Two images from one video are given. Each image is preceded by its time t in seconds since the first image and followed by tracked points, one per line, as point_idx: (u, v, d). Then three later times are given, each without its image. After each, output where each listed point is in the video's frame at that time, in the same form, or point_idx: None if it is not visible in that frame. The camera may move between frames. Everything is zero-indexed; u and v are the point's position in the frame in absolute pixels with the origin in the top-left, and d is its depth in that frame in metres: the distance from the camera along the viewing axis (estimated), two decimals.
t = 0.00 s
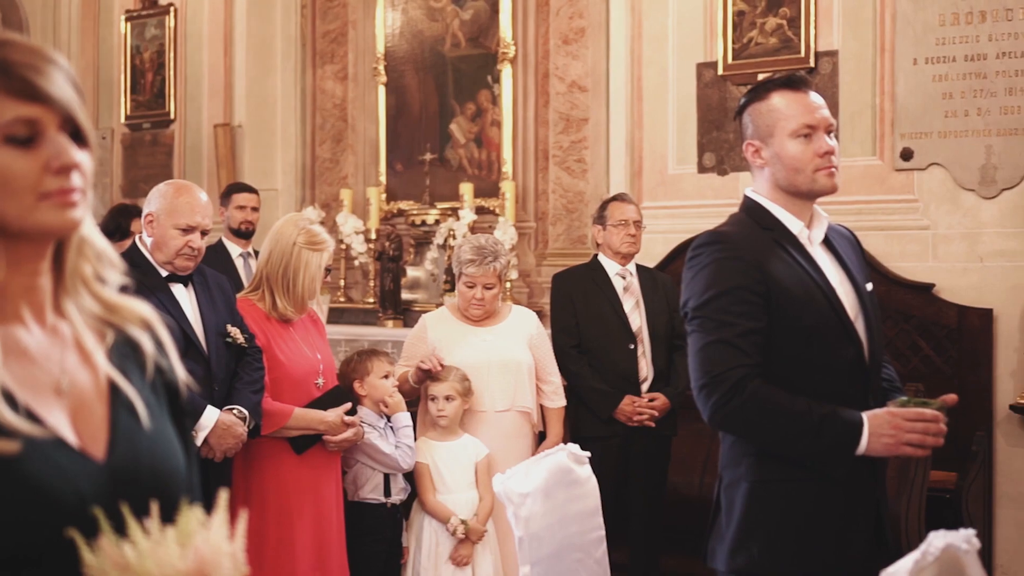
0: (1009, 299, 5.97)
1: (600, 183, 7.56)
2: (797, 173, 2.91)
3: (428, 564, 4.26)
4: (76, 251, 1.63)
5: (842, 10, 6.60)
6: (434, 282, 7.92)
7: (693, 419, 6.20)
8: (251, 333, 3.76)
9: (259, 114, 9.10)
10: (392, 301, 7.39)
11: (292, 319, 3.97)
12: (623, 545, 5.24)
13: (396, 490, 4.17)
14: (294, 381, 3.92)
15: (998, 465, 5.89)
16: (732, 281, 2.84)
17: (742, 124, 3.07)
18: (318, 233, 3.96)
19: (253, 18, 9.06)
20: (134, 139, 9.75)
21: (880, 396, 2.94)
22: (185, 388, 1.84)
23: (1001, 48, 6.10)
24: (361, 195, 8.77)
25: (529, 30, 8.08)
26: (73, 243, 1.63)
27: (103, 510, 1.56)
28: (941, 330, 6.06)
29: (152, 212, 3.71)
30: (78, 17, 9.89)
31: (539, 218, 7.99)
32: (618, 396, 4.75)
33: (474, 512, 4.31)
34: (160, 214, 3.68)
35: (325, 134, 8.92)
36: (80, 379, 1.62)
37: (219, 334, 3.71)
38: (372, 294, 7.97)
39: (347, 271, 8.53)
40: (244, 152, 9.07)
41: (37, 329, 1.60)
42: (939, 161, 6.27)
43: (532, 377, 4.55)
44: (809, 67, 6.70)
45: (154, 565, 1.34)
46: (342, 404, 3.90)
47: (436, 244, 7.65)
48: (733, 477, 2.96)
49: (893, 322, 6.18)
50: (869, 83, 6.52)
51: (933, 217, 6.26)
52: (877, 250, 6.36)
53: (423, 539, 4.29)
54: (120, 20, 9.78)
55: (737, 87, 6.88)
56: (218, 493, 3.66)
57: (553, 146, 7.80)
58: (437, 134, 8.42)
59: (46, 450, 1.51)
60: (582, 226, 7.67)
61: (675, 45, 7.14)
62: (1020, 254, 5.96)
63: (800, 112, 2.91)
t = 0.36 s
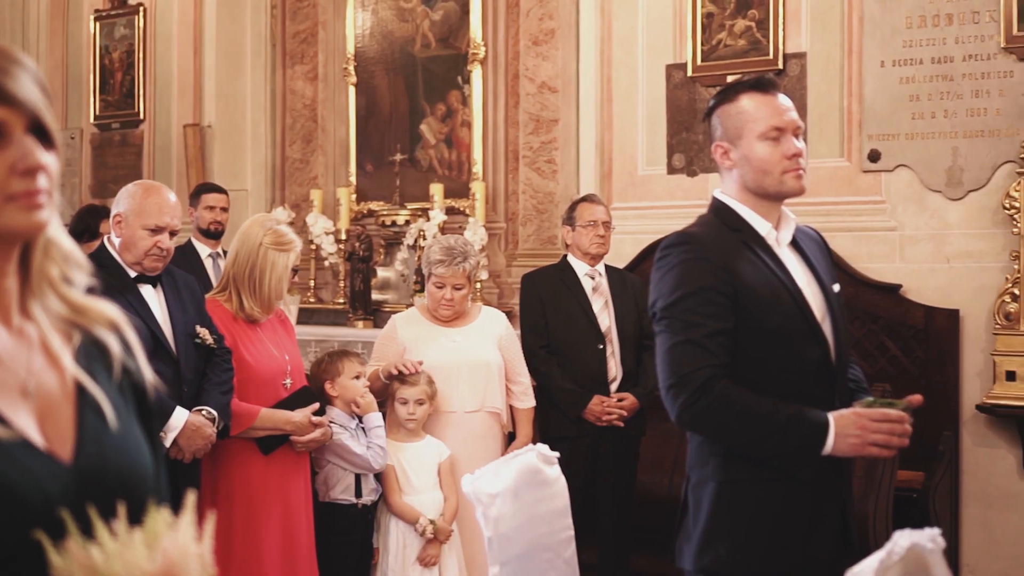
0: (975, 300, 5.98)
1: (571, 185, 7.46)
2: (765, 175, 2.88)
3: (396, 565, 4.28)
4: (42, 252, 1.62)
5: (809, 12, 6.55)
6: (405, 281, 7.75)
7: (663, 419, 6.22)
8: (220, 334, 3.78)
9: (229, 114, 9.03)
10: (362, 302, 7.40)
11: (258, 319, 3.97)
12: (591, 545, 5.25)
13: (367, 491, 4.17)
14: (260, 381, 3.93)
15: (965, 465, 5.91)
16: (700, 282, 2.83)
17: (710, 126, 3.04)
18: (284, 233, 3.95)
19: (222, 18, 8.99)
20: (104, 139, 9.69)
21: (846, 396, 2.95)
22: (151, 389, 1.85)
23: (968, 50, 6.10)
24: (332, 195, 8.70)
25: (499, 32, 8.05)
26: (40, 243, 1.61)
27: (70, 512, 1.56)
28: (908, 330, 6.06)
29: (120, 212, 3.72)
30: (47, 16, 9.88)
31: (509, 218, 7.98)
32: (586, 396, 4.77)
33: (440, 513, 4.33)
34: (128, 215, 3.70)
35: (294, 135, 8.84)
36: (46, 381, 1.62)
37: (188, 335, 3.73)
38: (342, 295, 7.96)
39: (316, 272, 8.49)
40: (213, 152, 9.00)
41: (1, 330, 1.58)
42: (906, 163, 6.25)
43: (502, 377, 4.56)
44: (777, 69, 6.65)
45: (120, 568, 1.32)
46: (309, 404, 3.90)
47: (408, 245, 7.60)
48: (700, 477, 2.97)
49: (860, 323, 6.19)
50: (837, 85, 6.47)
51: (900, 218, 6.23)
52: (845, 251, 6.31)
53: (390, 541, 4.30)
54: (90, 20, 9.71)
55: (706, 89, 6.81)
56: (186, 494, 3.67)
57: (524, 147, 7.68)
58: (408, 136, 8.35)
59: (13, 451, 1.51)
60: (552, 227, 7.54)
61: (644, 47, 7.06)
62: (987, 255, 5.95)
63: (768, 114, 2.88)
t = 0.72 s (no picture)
0: (944, 300, 5.99)
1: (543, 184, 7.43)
2: (736, 176, 2.87)
3: (370, 569, 4.23)
4: (13, 255, 1.59)
5: (781, 14, 6.52)
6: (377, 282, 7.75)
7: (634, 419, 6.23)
8: (191, 335, 3.76)
9: (200, 114, 8.98)
10: (335, 303, 7.37)
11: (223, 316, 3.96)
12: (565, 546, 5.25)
13: (340, 492, 4.16)
14: (230, 382, 3.91)
15: (935, 465, 5.95)
16: (670, 283, 2.82)
17: (681, 128, 3.02)
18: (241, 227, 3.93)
19: (193, 18, 8.94)
20: (74, 139, 9.62)
21: (816, 398, 2.96)
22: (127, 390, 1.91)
23: (938, 52, 6.09)
24: (304, 196, 8.66)
25: (471, 31, 7.98)
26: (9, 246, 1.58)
27: (42, 516, 1.63)
28: (879, 331, 6.07)
29: (90, 213, 3.73)
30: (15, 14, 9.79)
31: (482, 219, 7.92)
32: (558, 396, 4.78)
33: (414, 515, 4.33)
34: (99, 215, 3.71)
35: (265, 135, 8.79)
36: (17, 386, 1.66)
37: (159, 336, 3.71)
38: (314, 296, 7.93)
39: (289, 273, 8.46)
40: (185, 152, 8.96)
41: None
42: (876, 164, 6.22)
43: (474, 378, 4.57)
44: (748, 71, 6.61)
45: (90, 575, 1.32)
46: (279, 405, 3.91)
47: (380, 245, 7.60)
48: (671, 478, 2.97)
49: (831, 323, 6.20)
50: (808, 84, 6.46)
51: (871, 219, 6.22)
52: (816, 252, 6.30)
53: (366, 546, 4.24)
54: (59, 19, 9.63)
55: (677, 90, 6.79)
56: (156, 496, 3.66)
57: (496, 147, 7.64)
58: (380, 136, 8.31)
59: None
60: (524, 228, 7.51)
61: (616, 48, 7.00)
62: (955, 255, 5.96)
63: (738, 115, 2.87)
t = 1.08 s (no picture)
0: (918, 300, 6.00)
1: (518, 185, 7.41)
2: (709, 177, 2.86)
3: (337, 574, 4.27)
4: None
5: (755, 14, 6.52)
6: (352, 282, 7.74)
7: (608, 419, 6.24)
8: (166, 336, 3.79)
9: (174, 113, 8.92)
10: (309, 304, 7.36)
11: (187, 312, 4.01)
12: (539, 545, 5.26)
13: (315, 495, 4.23)
14: (203, 382, 3.94)
15: (909, 465, 5.97)
16: (644, 284, 2.80)
17: (655, 129, 3.01)
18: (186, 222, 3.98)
19: (167, 17, 8.89)
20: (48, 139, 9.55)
21: (789, 398, 2.94)
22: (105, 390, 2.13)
23: (911, 53, 6.10)
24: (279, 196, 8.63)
25: (446, 31, 7.94)
26: None
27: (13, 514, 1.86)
28: (851, 331, 6.07)
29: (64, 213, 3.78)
30: None
31: (457, 219, 7.89)
32: (533, 396, 4.79)
33: (383, 520, 4.37)
34: (71, 215, 3.76)
35: (241, 135, 8.72)
36: None
37: (134, 338, 3.75)
38: (289, 297, 7.91)
39: (264, 274, 8.44)
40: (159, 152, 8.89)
41: None
42: (851, 164, 6.22)
43: (448, 379, 4.57)
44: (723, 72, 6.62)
45: None
46: (250, 407, 3.91)
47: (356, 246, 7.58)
48: (644, 478, 2.96)
49: (804, 323, 6.18)
50: (782, 86, 6.46)
51: (844, 219, 6.23)
52: (790, 253, 6.31)
53: (334, 550, 4.28)
54: (33, 19, 9.57)
55: (652, 91, 6.77)
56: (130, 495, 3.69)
57: (471, 147, 7.59)
58: (355, 136, 8.27)
59: None
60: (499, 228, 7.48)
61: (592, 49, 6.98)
62: (929, 256, 5.97)
63: (712, 117, 2.86)
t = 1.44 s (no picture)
0: (891, 300, 6.01)
1: (493, 185, 7.41)
2: (683, 178, 2.86)
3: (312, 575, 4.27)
4: None
5: (730, 13, 6.52)
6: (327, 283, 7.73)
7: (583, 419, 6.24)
8: (141, 337, 3.79)
9: (149, 113, 8.86)
10: (284, 304, 7.34)
11: (161, 315, 4.02)
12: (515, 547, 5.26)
13: (287, 496, 4.24)
14: (176, 384, 3.93)
15: (883, 464, 5.99)
16: (617, 285, 2.80)
17: (628, 131, 3.01)
18: (150, 223, 4.00)
19: (140, 16, 8.81)
20: (21, 139, 9.48)
21: (762, 399, 2.94)
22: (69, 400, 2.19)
23: (885, 55, 6.12)
24: (253, 197, 8.61)
25: (422, 33, 7.96)
26: None
27: None
28: (826, 331, 6.07)
29: (38, 214, 3.79)
30: None
31: (432, 220, 7.89)
32: (509, 396, 4.79)
33: (358, 522, 4.34)
34: (45, 216, 3.75)
35: (215, 135, 8.72)
36: None
37: (108, 338, 3.74)
38: (264, 298, 7.89)
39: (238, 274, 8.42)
40: (133, 152, 8.82)
41: None
42: (824, 166, 6.23)
43: (423, 379, 4.58)
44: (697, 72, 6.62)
45: None
46: (221, 409, 3.91)
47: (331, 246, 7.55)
48: (618, 479, 2.94)
49: (779, 323, 6.19)
50: (756, 87, 6.46)
51: (818, 219, 6.24)
52: (764, 253, 6.32)
53: (308, 551, 4.28)
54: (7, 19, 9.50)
55: (627, 92, 6.76)
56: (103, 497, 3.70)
57: (446, 148, 7.59)
58: (330, 136, 8.26)
59: None
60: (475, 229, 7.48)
61: (567, 49, 6.96)
62: (903, 256, 5.98)
63: (685, 117, 2.86)
